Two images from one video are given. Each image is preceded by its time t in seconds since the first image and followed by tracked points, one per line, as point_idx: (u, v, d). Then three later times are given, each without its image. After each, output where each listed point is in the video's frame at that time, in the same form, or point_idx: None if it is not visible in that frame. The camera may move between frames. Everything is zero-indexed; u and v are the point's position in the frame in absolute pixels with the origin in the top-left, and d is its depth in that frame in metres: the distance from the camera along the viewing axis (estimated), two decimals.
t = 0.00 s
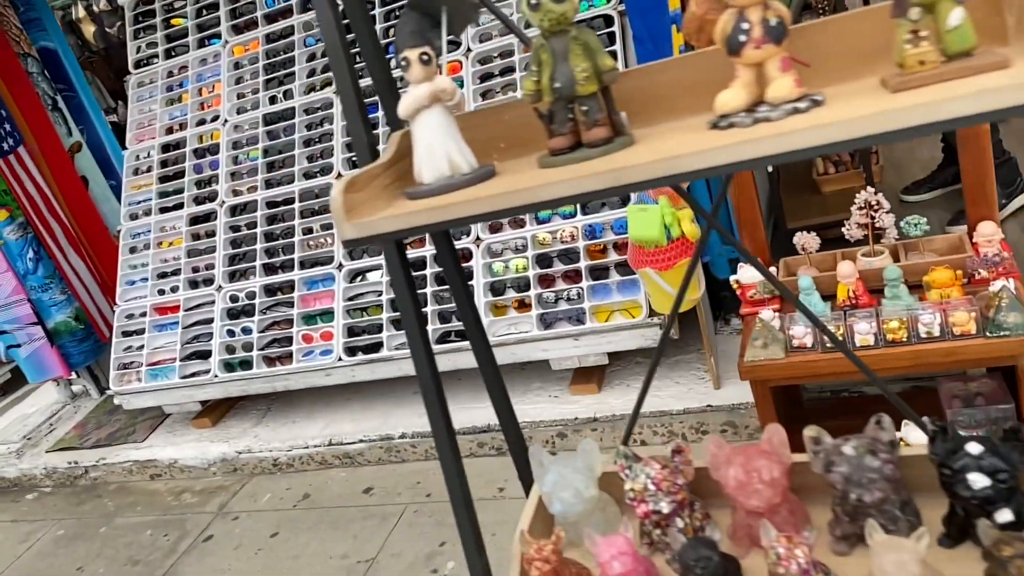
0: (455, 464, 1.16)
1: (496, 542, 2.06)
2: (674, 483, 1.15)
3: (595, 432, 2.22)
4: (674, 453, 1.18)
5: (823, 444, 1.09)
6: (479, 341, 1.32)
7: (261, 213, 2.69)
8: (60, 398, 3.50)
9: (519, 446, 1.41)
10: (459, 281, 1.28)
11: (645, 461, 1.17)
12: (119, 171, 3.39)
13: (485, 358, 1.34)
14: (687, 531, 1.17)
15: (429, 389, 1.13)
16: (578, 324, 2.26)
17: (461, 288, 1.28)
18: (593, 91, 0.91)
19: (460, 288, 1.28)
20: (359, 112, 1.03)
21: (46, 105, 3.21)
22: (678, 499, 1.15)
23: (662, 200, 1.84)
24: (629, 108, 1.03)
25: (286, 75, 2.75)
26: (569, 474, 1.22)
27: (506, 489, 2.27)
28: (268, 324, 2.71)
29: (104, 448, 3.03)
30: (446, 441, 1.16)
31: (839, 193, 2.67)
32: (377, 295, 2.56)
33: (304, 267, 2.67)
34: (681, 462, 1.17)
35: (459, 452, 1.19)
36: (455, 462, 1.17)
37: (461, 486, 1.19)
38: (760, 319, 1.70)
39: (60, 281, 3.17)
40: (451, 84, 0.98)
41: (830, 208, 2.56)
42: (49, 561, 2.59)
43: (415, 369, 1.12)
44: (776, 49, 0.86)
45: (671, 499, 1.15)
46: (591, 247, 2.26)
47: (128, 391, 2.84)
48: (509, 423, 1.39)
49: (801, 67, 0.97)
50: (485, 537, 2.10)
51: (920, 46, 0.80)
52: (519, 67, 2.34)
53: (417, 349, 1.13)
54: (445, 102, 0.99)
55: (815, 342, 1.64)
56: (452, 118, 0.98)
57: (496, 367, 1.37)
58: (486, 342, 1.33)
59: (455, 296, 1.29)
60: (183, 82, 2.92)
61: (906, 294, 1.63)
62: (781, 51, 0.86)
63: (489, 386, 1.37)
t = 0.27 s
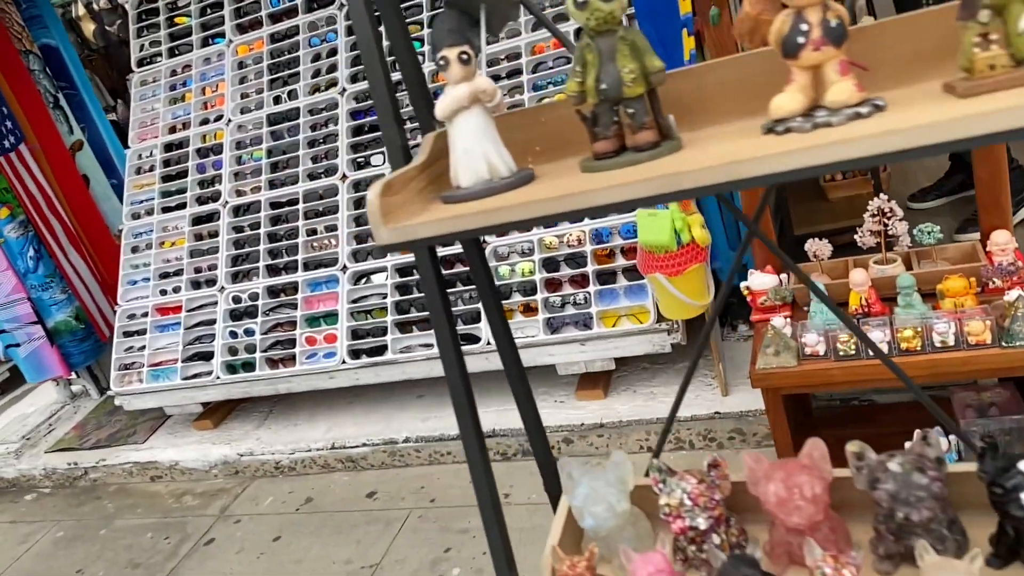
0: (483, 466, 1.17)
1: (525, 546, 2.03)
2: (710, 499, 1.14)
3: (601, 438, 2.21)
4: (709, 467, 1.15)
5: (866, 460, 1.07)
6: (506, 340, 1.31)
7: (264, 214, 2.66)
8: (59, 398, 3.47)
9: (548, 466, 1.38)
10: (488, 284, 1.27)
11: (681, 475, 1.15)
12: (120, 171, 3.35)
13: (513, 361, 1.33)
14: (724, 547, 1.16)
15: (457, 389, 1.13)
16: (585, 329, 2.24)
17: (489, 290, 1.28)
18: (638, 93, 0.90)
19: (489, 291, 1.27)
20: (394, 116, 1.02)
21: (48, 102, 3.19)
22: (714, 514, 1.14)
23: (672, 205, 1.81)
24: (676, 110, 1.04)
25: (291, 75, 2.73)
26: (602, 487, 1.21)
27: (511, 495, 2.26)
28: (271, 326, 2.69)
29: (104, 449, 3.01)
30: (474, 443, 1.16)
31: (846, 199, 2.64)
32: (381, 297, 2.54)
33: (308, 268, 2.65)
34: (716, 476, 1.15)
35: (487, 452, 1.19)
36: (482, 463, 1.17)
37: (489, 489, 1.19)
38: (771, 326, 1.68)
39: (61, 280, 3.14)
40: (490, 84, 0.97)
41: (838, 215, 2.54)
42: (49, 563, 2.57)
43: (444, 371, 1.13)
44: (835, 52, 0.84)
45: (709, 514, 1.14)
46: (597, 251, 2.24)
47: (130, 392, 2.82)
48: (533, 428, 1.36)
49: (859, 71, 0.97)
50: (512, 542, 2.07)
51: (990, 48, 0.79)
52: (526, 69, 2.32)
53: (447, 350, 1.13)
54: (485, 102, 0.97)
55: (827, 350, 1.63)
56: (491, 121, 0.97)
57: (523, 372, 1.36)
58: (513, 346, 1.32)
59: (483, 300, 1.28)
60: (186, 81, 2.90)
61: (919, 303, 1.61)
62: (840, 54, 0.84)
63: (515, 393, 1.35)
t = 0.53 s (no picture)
0: (510, 473, 1.09)
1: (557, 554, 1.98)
2: (745, 515, 1.10)
3: (604, 446, 2.19)
4: (743, 482, 1.12)
5: (906, 476, 1.04)
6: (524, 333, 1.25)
7: (263, 220, 2.64)
8: (54, 405, 3.44)
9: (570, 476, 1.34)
10: (514, 292, 1.24)
11: (714, 492, 1.11)
12: (116, 176, 3.33)
13: (533, 360, 1.28)
14: (759, 565, 1.12)
15: (483, 393, 1.07)
16: (588, 335, 2.22)
17: (514, 299, 1.24)
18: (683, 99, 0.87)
19: (515, 299, 1.23)
20: (421, 115, 0.96)
21: (44, 107, 3.16)
22: (750, 532, 1.11)
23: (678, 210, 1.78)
24: (722, 114, 0.99)
25: (291, 80, 2.71)
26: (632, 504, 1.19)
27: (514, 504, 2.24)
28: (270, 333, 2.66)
29: (100, 457, 2.98)
30: (499, 448, 1.09)
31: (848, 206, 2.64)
32: (382, 303, 2.52)
33: (307, 274, 2.63)
34: (751, 490, 1.12)
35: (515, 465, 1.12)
36: (510, 475, 1.10)
37: (515, 501, 1.11)
38: (778, 334, 1.67)
39: (57, 286, 3.10)
40: (527, 89, 0.94)
41: (841, 221, 2.53)
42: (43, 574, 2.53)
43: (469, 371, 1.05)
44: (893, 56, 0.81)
45: (744, 532, 1.10)
46: (602, 258, 2.21)
47: (127, 400, 2.79)
48: (556, 436, 1.33)
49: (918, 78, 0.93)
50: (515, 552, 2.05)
51: None
52: (529, 75, 2.30)
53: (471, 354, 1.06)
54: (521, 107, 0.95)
55: (835, 358, 1.62)
56: (527, 127, 0.94)
57: (542, 369, 1.31)
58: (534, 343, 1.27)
59: (509, 309, 1.24)
60: (184, 85, 2.87)
61: (928, 309, 1.60)
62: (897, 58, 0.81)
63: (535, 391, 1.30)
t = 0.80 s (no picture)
0: (538, 481, 1.05)
1: (573, 564, 1.94)
2: (784, 535, 1.13)
3: (608, 456, 2.17)
4: (779, 499, 1.16)
5: (951, 493, 1.06)
6: (545, 322, 1.22)
7: (262, 229, 2.62)
8: (49, 416, 3.40)
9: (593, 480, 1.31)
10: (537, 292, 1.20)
11: (749, 511, 1.15)
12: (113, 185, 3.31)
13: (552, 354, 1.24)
14: None
15: (511, 399, 1.01)
16: (592, 344, 2.21)
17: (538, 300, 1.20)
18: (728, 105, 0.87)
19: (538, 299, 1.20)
20: (453, 121, 0.93)
21: (41, 115, 3.14)
22: (788, 551, 1.13)
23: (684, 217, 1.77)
24: (768, 120, 0.97)
25: (291, 88, 2.70)
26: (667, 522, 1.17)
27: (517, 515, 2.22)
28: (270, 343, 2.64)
29: (97, 468, 2.95)
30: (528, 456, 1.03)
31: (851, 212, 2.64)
32: (383, 312, 2.50)
33: (308, 283, 2.61)
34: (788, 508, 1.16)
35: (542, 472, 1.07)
36: (538, 484, 1.05)
37: (544, 510, 1.06)
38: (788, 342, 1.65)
39: (53, 296, 3.07)
40: (565, 96, 0.92)
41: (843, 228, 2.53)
42: None
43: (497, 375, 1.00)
44: (949, 60, 0.79)
45: (783, 552, 1.13)
46: (605, 266, 2.20)
47: (124, 411, 2.76)
48: (579, 441, 1.30)
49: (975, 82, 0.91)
50: (519, 563, 2.03)
51: None
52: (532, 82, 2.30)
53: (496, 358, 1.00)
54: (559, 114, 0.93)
55: (844, 366, 1.60)
56: (564, 135, 0.93)
57: (564, 365, 1.27)
58: (555, 339, 1.24)
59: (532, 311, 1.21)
60: (184, 93, 2.85)
61: (937, 317, 1.58)
62: (952, 62, 0.79)
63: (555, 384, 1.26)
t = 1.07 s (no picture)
0: (570, 491, 1.01)
1: None
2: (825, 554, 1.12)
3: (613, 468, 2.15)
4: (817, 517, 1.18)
5: (1000, 513, 1.05)
6: (571, 326, 1.19)
7: (264, 239, 2.61)
8: (47, 427, 3.37)
9: (619, 490, 1.29)
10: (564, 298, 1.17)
11: (789, 531, 1.14)
12: (112, 195, 3.29)
13: (579, 358, 1.21)
14: None
15: (543, 406, 0.98)
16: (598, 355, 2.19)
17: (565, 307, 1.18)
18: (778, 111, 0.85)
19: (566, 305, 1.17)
20: (486, 128, 0.92)
21: (40, 125, 3.12)
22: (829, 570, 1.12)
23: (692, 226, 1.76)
24: (816, 128, 0.96)
25: (293, 97, 2.69)
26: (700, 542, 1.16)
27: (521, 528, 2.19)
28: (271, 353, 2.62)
29: (95, 481, 2.91)
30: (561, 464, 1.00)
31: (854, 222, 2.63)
32: (386, 322, 2.48)
33: (309, 293, 2.59)
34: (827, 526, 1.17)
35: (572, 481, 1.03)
36: (569, 492, 1.01)
37: (576, 520, 1.03)
38: (799, 353, 1.64)
39: (52, 306, 3.04)
40: (608, 103, 0.90)
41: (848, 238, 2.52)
42: None
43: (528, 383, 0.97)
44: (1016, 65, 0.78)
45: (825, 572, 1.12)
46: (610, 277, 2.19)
47: (123, 423, 2.73)
48: (607, 450, 1.28)
49: None
50: None
51: None
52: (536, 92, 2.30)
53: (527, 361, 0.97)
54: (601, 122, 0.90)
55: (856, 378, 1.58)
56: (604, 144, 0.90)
57: (590, 371, 1.24)
58: (583, 344, 1.21)
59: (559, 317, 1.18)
60: (184, 103, 2.84)
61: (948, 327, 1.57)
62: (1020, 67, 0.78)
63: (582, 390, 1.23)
